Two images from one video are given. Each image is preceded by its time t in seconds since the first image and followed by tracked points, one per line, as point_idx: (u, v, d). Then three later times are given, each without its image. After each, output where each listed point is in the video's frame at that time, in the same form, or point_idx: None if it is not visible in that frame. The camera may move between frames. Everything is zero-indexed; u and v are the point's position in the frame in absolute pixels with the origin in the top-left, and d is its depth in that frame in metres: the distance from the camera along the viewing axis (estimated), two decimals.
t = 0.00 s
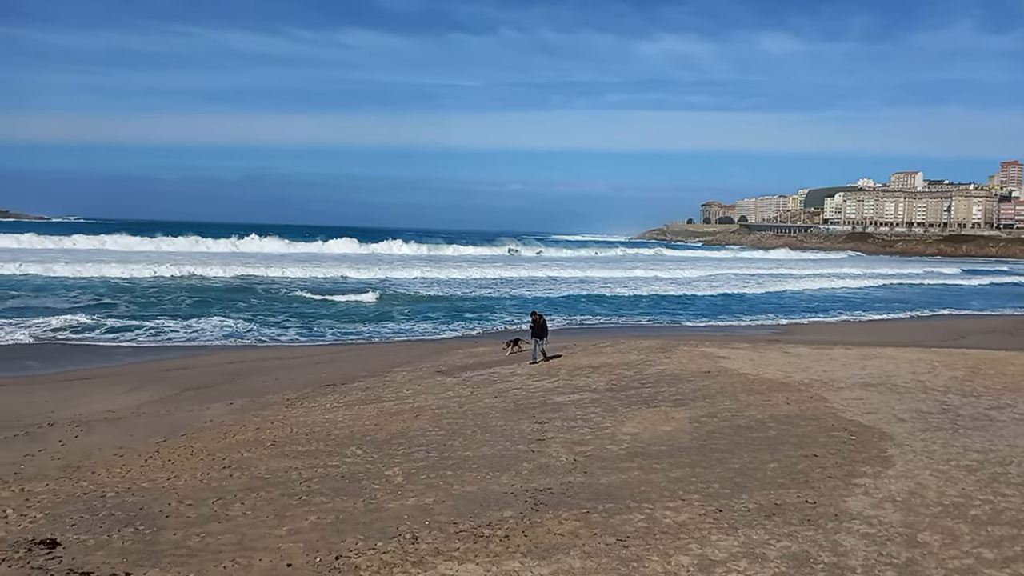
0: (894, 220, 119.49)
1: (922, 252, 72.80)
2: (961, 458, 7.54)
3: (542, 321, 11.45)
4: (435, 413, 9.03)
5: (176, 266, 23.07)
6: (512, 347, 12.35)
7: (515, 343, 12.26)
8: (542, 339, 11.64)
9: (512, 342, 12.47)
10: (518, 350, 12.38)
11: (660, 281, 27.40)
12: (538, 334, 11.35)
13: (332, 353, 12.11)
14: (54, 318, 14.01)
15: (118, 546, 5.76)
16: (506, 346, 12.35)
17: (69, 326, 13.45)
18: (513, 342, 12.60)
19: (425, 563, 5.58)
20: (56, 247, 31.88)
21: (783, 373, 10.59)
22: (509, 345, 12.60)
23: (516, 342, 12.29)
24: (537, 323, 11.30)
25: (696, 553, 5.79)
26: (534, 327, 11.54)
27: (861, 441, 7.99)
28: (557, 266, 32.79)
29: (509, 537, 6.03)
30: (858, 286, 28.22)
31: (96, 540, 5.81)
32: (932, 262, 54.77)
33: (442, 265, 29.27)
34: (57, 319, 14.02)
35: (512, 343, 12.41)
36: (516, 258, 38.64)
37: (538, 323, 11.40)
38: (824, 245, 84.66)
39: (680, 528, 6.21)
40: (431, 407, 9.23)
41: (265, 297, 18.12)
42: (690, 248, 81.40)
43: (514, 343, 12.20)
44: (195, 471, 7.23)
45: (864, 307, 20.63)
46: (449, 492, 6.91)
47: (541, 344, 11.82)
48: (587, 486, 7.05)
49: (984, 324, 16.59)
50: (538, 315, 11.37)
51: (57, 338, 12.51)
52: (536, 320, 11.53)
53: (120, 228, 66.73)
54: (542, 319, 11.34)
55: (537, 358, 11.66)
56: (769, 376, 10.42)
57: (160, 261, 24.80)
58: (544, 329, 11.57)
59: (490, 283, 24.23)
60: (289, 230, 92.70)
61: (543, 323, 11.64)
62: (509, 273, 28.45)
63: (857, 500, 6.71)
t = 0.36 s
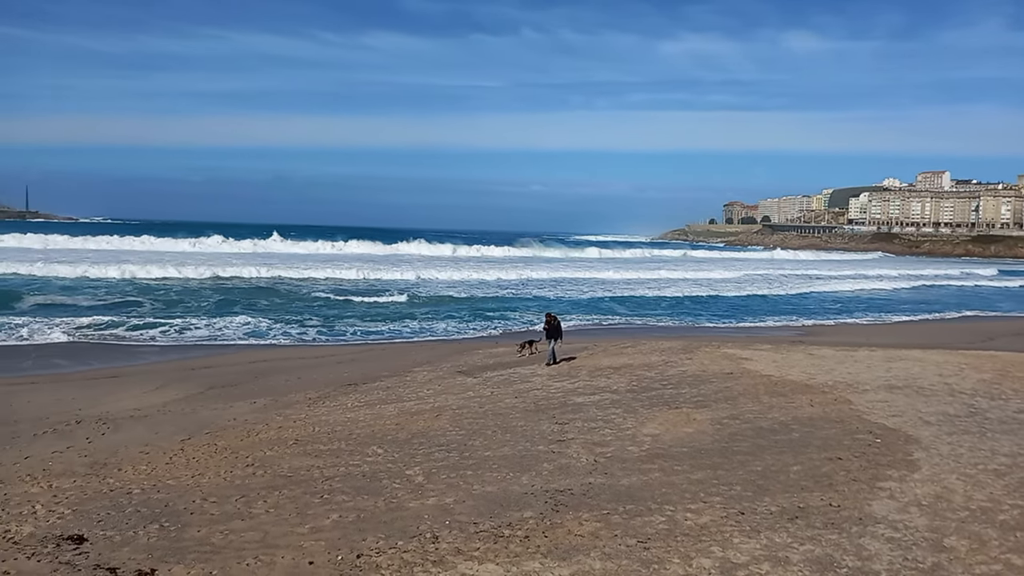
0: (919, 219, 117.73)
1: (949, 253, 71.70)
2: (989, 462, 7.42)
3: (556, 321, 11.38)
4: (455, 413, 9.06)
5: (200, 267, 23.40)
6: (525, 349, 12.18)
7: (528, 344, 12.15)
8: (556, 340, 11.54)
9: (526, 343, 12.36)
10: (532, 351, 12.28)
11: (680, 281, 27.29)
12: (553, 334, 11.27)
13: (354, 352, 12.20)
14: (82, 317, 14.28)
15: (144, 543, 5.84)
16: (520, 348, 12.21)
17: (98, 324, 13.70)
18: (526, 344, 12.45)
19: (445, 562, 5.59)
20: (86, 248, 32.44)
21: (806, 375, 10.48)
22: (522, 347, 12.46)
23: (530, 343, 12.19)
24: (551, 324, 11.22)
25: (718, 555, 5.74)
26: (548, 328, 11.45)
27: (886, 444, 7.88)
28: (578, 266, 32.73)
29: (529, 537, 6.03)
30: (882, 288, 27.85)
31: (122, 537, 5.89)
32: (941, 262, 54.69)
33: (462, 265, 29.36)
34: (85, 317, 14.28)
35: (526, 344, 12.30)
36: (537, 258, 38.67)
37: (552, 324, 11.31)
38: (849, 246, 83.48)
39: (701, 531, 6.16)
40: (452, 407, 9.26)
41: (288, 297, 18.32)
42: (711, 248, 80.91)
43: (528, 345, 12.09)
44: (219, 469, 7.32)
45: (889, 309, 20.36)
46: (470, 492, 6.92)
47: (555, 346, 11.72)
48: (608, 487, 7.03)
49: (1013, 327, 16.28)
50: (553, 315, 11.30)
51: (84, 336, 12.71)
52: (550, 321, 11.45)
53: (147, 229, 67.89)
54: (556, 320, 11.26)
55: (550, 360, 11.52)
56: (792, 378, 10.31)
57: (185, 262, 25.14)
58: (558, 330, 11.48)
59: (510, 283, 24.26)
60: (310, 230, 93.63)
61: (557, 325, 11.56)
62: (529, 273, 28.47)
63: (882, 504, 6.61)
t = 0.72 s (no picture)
0: (941, 219, 116.16)
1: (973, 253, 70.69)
2: (1014, 466, 7.30)
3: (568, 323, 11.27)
4: (473, 413, 9.07)
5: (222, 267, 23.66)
6: (536, 350, 12.03)
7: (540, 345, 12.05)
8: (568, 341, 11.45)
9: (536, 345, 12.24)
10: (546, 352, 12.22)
11: (699, 282, 27.16)
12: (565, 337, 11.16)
13: (373, 352, 12.26)
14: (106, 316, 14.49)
15: (165, 539, 5.90)
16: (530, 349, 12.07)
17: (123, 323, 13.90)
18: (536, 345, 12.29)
19: (463, 563, 5.59)
20: (113, 248, 32.94)
21: (827, 377, 10.37)
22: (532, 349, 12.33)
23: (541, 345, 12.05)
24: (563, 326, 11.12)
25: (737, 558, 5.70)
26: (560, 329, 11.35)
27: (909, 447, 7.78)
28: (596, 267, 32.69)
29: (547, 538, 6.02)
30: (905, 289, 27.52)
31: (144, 534, 5.96)
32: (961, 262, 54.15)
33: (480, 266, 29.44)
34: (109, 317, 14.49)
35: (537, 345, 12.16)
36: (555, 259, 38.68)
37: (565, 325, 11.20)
38: (872, 247, 82.48)
39: (720, 533, 6.12)
40: (470, 407, 9.28)
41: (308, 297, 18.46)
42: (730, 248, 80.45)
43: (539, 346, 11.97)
44: (239, 467, 7.38)
45: (912, 310, 20.11)
46: (488, 493, 6.92)
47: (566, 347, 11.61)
48: (626, 488, 7.00)
49: None
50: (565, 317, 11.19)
51: (107, 335, 12.89)
52: (562, 322, 11.35)
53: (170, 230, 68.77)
54: (569, 322, 11.18)
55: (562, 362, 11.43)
56: (813, 379, 10.21)
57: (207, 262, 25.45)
58: (570, 332, 11.40)
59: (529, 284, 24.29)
60: (328, 231, 94.32)
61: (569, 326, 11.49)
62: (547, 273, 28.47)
63: (904, 507, 6.53)
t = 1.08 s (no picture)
0: (960, 219, 114.78)
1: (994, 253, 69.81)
2: None
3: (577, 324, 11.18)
4: (489, 413, 9.08)
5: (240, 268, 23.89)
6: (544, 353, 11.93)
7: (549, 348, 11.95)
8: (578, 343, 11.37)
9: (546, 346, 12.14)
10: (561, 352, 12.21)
11: (715, 283, 27.06)
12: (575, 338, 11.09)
13: (389, 352, 12.31)
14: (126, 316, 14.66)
15: (185, 537, 5.96)
16: (540, 350, 12.06)
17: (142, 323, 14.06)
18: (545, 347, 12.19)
19: (479, 563, 5.60)
20: (136, 250, 33.38)
21: (846, 379, 10.28)
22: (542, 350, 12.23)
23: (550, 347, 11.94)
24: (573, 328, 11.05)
25: (755, 561, 5.66)
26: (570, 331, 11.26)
27: (930, 450, 7.69)
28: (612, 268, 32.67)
29: (563, 539, 6.01)
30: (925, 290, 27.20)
31: (164, 531, 6.03)
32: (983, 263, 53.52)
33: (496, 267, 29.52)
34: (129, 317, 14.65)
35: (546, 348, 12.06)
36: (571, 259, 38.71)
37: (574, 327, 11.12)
38: (893, 248, 81.67)
39: (738, 536, 6.09)
40: (486, 408, 9.29)
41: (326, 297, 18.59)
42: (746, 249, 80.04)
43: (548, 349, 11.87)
44: (257, 466, 7.44)
45: (933, 312, 19.89)
46: (504, 493, 6.92)
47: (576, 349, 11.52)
48: (642, 490, 6.98)
49: None
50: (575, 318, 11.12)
51: (127, 335, 13.06)
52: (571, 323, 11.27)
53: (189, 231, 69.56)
54: (578, 322, 11.08)
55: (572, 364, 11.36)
56: (832, 381, 10.12)
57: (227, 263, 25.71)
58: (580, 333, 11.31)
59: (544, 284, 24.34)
60: (344, 231, 94.89)
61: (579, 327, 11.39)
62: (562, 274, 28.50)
63: (925, 511, 6.45)
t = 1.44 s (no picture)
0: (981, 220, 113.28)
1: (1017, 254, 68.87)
2: None
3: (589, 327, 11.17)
4: (506, 414, 9.08)
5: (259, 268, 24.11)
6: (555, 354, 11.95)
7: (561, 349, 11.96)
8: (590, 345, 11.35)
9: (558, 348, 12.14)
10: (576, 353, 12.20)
11: (733, 284, 26.95)
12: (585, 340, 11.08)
13: (407, 352, 12.36)
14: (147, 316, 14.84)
15: (205, 535, 6.01)
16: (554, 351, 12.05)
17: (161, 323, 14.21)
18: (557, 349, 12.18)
19: (496, 563, 5.61)
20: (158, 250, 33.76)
21: (867, 381, 10.17)
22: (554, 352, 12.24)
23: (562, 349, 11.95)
24: (584, 330, 11.04)
25: (774, 564, 5.62)
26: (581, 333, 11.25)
27: (952, 454, 7.59)
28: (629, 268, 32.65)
29: (580, 540, 6.00)
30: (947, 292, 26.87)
31: (184, 529, 6.08)
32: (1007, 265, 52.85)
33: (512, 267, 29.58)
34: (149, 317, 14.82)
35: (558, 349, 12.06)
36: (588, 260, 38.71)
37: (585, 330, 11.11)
38: (912, 249, 80.80)
39: (757, 538, 6.04)
40: (503, 408, 9.30)
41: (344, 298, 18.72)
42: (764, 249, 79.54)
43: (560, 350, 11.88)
44: (276, 465, 7.49)
45: (955, 313, 19.64)
46: (521, 494, 6.92)
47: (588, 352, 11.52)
48: (660, 491, 6.95)
49: None
50: (586, 320, 11.10)
51: (149, 334, 13.22)
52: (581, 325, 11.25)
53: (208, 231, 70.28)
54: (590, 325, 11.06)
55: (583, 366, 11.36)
56: (852, 383, 10.03)
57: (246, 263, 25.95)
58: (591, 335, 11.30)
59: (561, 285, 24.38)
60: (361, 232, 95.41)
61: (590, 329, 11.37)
62: (578, 275, 28.49)
63: (947, 515, 6.37)
